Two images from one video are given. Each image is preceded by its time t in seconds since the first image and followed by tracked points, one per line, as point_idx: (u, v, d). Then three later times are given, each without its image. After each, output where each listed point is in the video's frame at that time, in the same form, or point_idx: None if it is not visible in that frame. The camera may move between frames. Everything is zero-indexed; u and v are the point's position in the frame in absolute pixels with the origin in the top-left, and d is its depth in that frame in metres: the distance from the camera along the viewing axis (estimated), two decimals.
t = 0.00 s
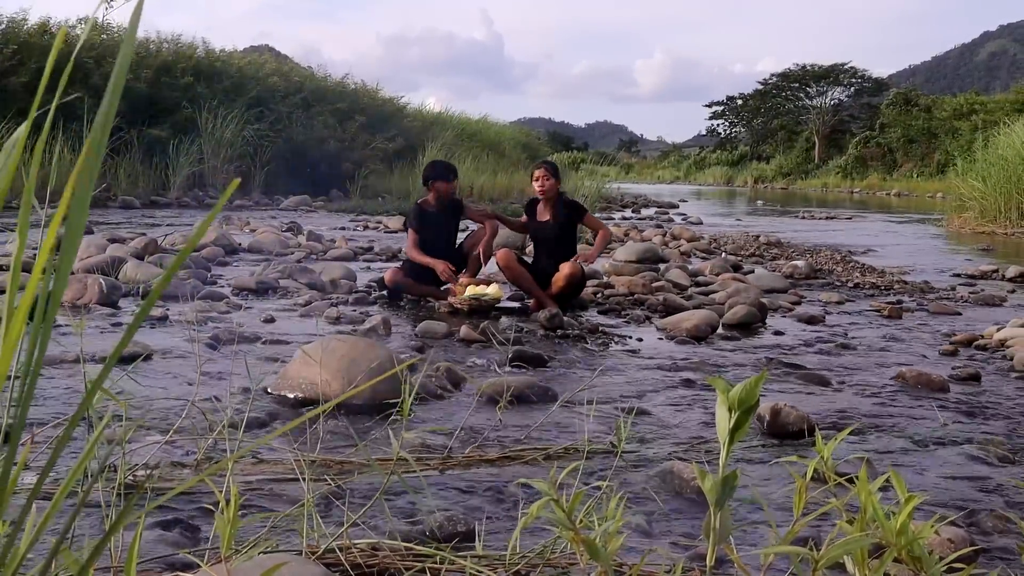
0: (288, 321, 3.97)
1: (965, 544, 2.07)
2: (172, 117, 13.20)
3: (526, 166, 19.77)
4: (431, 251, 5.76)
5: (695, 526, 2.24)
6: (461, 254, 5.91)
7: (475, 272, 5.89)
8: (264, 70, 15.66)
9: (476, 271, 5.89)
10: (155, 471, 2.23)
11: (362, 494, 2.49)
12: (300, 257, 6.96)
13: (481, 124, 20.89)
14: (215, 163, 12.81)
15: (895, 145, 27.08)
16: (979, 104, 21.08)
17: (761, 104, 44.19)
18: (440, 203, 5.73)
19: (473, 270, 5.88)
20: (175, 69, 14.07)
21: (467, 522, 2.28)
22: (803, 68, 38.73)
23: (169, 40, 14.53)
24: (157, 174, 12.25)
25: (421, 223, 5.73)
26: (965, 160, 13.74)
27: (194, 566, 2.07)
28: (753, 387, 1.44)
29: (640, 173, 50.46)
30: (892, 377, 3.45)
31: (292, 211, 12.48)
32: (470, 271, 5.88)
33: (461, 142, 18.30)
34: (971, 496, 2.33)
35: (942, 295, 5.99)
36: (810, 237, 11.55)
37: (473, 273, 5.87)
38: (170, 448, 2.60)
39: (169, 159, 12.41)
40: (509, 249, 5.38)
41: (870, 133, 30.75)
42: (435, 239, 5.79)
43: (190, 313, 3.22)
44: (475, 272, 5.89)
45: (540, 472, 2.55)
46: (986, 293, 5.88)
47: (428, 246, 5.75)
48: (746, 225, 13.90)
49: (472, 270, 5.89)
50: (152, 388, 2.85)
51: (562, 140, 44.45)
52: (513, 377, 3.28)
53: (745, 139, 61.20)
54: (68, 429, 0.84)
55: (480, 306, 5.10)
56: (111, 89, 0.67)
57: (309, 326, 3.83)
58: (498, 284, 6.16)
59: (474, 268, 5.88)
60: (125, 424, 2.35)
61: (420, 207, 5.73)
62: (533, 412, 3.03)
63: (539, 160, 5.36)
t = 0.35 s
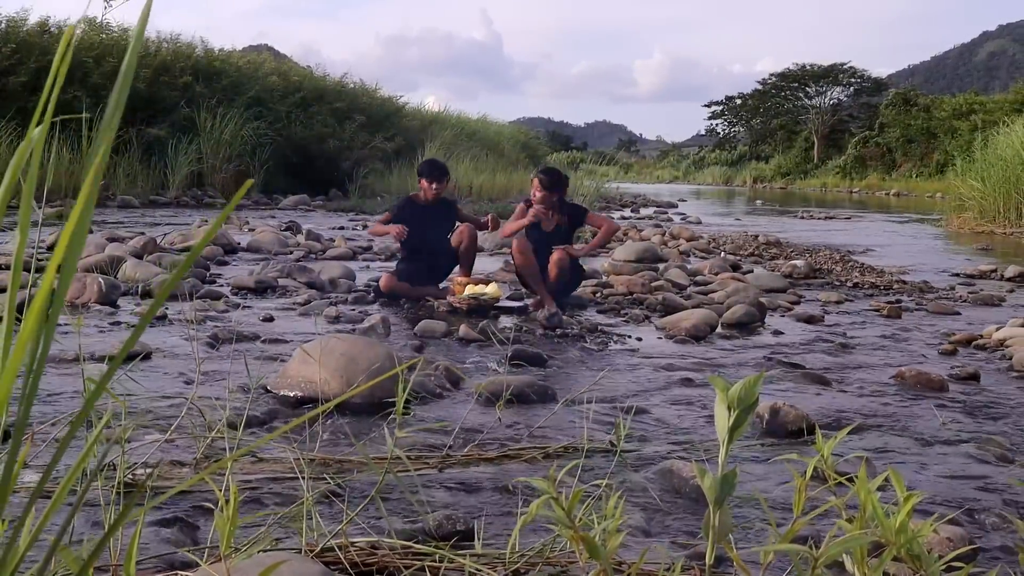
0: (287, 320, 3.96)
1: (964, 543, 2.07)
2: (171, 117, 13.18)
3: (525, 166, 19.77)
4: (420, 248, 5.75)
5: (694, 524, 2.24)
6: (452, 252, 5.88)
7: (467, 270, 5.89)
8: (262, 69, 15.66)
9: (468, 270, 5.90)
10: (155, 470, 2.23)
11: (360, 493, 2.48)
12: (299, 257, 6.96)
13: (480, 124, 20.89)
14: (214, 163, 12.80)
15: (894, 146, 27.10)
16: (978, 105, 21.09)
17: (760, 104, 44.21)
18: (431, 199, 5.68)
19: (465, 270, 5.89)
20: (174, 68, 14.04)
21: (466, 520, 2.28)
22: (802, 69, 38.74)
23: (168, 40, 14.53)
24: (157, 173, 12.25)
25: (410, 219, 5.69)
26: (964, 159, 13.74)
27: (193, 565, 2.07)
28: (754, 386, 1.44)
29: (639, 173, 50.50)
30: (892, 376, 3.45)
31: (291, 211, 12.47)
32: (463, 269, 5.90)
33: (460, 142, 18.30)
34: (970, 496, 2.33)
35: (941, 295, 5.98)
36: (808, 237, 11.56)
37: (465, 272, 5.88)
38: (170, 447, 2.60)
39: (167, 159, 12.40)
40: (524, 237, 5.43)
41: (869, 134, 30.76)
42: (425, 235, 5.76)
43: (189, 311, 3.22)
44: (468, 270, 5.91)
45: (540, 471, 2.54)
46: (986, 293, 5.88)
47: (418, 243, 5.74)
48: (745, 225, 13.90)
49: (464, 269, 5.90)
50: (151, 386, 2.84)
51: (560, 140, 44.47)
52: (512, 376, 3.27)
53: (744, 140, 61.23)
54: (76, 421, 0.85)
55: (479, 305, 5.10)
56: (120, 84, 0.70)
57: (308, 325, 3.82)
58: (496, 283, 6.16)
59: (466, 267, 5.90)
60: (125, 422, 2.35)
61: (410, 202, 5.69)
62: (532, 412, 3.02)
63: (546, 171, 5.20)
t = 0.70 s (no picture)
0: (286, 318, 3.96)
1: (963, 540, 2.07)
2: (170, 115, 13.16)
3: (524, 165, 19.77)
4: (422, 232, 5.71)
5: (693, 522, 2.24)
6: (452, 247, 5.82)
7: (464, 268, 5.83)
8: (260, 67, 15.63)
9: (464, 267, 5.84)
10: (154, 468, 2.23)
11: (359, 490, 2.48)
12: (298, 255, 6.95)
13: (479, 122, 20.88)
14: (213, 161, 12.78)
15: (893, 144, 27.10)
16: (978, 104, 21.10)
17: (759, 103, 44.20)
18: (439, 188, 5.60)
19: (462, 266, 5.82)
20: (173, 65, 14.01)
21: (465, 518, 2.28)
22: (802, 67, 38.71)
23: (167, 38, 14.51)
24: (155, 171, 12.24)
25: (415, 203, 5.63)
26: (964, 157, 13.75)
27: (192, 562, 2.07)
28: (754, 382, 1.46)
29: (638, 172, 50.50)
30: (890, 374, 3.45)
31: (290, 209, 12.46)
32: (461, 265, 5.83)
33: (459, 140, 18.29)
34: (969, 493, 2.33)
35: (940, 293, 5.98)
36: (807, 235, 11.56)
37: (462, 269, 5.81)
38: (168, 445, 2.59)
39: (166, 157, 12.38)
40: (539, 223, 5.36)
41: (869, 133, 30.75)
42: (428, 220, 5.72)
43: (188, 309, 3.21)
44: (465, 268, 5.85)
45: (539, 469, 2.54)
46: (985, 291, 5.88)
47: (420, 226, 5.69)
48: (744, 223, 13.90)
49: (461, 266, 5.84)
50: (150, 384, 2.84)
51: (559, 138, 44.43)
52: (511, 373, 3.27)
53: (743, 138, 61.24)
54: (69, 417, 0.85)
55: (478, 303, 5.10)
56: (103, 68, 0.70)
57: (306, 323, 3.82)
58: (495, 280, 6.16)
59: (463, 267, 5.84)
60: (124, 421, 2.36)
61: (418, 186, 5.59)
62: (530, 409, 3.02)
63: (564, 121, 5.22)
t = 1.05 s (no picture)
0: (284, 316, 3.95)
1: (961, 537, 2.07)
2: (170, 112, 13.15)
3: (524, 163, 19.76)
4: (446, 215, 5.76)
5: (693, 518, 2.24)
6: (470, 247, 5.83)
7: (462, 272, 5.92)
8: (260, 65, 15.61)
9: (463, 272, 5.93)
10: (153, 465, 2.23)
11: (358, 488, 2.48)
12: (297, 253, 6.95)
13: (479, 120, 20.87)
14: (212, 160, 12.77)
15: (892, 142, 27.10)
16: (977, 102, 21.09)
17: (758, 101, 44.22)
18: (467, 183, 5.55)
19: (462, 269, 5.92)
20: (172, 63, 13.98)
21: (464, 516, 2.28)
22: (801, 66, 38.70)
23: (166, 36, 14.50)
24: (154, 169, 12.23)
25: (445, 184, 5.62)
26: (963, 155, 13.74)
27: (191, 560, 2.08)
28: (751, 380, 1.50)
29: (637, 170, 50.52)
30: (890, 371, 3.45)
31: (289, 207, 12.46)
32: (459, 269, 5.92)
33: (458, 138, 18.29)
34: (968, 491, 2.33)
35: (940, 291, 5.98)
36: (807, 233, 11.55)
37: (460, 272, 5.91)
38: (167, 443, 2.59)
39: (165, 155, 12.37)
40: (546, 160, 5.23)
41: (869, 131, 30.74)
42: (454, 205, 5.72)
43: (187, 307, 3.20)
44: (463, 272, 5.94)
45: (538, 467, 2.54)
46: (984, 288, 5.88)
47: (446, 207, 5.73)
48: (743, 221, 13.90)
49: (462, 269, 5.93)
50: (148, 382, 2.84)
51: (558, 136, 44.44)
52: (510, 371, 3.26)
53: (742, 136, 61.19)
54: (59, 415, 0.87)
55: (478, 301, 5.09)
56: (92, 71, 0.74)
57: (305, 321, 3.81)
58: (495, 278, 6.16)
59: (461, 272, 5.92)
60: (122, 419, 2.36)
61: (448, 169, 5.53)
62: (530, 407, 3.01)
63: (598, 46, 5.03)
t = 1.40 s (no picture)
0: (284, 313, 3.95)
1: (960, 534, 2.07)
2: (169, 110, 13.14)
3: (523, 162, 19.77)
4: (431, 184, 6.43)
5: (692, 515, 2.24)
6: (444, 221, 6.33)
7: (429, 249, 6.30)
8: (259, 63, 15.60)
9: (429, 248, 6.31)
10: (152, 462, 2.23)
11: (357, 486, 2.48)
12: (296, 251, 6.95)
13: (478, 119, 20.86)
14: (211, 159, 12.77)
15: (892, 140, 27.10)
16: (977, 101, 21.11)
17: (758, 100, 44.23)
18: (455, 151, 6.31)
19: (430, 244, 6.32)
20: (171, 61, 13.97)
21: (463, 513, 2.28)
22: (801, 64, 38.71)
23: (166, 34, 14.49)
24: (153, 167, 12.22)
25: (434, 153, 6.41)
26: (962, 154, 13.74)
27: (189, 557, 2.08)
28: (749, 376, 1.50)
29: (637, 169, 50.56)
30: (889, 368, 3.44)
31: (288, 206, 12.46)
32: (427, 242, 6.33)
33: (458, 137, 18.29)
34: (968, 488, 2.33)
35: (939, 288, 5.98)
36: (806, 231, 11.55)
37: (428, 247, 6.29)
38: (166, 440, 2.59)
39: (164, 154, 12.37)
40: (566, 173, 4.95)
41: (868, 129, 30.75)
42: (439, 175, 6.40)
43: (185, 305, 3.20)
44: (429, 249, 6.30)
45: (537, 464, 2.54)
46: (983, 286, 5.88)
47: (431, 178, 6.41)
48: (742, 219, 13.90)
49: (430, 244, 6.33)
50: (146, 379, 2.84)
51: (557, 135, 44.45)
52: (509, 368, 3.26)
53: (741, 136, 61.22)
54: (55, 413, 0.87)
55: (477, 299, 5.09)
56: (92, 66, 0.74)
57: (304, 319, 3.81)
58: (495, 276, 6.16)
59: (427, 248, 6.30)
60: (122, 418, 2.36)
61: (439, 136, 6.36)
62: (529, 404, 3.01)
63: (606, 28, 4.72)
